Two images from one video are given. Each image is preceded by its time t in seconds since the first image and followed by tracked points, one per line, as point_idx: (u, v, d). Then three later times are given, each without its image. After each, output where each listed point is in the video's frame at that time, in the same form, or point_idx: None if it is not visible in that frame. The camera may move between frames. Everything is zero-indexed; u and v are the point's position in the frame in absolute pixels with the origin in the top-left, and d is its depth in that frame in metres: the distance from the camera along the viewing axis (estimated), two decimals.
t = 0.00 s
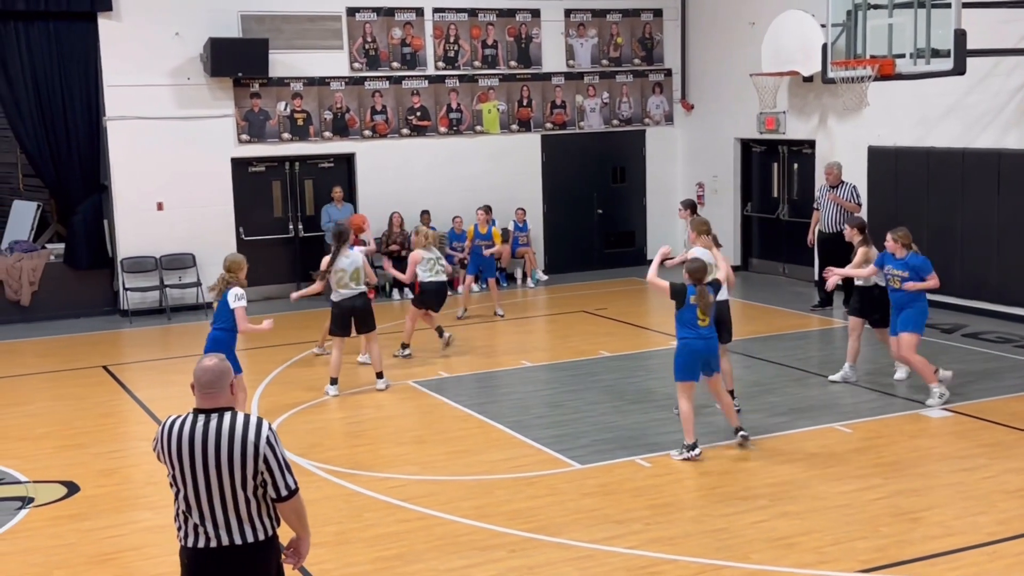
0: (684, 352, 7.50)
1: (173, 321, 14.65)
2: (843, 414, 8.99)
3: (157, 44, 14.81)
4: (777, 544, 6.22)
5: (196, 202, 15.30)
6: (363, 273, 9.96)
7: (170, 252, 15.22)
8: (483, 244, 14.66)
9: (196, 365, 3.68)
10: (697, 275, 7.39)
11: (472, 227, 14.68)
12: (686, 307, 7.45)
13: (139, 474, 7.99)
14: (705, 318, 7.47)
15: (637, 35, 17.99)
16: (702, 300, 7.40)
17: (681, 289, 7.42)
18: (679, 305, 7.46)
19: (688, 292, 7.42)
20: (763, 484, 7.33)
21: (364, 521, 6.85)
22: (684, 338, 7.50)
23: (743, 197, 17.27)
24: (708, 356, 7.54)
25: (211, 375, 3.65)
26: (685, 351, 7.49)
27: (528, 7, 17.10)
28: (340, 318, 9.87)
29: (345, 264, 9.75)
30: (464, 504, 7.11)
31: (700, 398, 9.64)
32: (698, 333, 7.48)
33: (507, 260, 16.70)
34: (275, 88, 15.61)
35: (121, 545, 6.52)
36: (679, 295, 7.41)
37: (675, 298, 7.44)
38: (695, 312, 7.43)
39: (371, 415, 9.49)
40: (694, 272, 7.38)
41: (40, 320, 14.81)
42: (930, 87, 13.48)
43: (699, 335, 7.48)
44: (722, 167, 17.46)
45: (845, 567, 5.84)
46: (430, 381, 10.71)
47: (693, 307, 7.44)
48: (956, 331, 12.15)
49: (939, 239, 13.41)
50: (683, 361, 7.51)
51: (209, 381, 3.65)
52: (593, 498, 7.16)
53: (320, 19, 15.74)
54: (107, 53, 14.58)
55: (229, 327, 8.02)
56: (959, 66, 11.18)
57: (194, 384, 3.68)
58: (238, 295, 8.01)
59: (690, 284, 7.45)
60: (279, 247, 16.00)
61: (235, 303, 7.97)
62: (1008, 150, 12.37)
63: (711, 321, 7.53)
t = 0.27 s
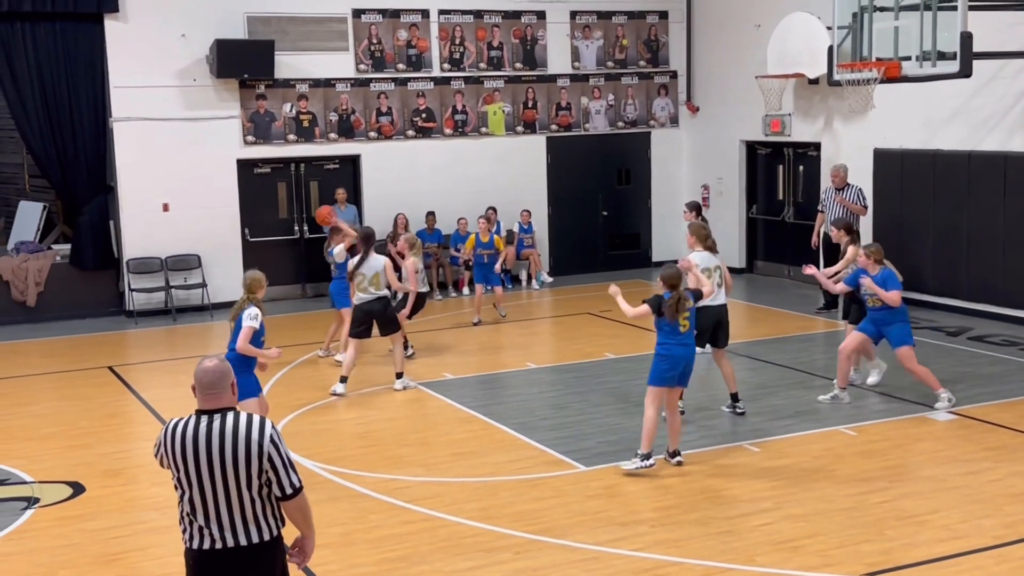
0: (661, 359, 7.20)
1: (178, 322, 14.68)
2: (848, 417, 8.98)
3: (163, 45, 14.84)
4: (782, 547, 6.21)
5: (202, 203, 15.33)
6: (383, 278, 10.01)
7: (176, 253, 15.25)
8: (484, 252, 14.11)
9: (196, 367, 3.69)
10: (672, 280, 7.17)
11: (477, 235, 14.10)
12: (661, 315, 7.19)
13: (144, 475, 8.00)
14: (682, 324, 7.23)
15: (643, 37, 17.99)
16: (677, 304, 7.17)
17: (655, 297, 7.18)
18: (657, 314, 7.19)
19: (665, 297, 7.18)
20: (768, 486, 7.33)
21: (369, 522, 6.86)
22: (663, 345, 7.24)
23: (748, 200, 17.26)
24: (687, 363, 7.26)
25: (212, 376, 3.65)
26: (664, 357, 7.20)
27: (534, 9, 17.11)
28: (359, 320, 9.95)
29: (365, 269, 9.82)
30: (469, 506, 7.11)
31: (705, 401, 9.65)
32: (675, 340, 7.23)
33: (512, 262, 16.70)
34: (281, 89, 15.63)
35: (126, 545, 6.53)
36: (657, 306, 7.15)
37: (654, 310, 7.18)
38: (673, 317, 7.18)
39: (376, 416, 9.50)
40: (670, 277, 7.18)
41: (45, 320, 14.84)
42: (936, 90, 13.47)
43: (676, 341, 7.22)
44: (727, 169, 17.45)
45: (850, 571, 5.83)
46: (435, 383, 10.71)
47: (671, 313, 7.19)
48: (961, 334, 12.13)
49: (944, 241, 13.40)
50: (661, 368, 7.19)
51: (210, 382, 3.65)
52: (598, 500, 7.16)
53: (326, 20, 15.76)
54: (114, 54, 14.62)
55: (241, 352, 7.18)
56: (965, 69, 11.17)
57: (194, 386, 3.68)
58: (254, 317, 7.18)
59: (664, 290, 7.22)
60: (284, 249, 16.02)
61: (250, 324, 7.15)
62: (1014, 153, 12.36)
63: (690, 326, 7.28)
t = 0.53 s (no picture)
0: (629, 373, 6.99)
1: (183, 322, 14.70)
2: (852, 420, 8.97)
3: (168, 46, 14.86)
4: (786, 550, 6.21)
5: (206, 205, 15.35)
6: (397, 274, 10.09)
7: (180, 254, 15.27)
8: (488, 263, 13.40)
9: (192, 368, 3.69)
10: (648, 293, 6.97)
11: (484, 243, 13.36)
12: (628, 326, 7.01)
13: (148, 475, 8.01)
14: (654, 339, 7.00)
15: (647, 39, 17.98)
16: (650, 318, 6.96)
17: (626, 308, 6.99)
18: (627, 324, 7.00)
19: (638, 310, 6.99)
20: (771, 489, 7.32)
21: (372, 523, 6.86)
22: (630, 359, 7.01)
23: (752, 202, 17.25)
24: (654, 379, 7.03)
25: (209, 377, 3.66)
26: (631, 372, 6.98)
27: (538, 11, 17.11)
28: (370, 313, 10.11)
29: (377, 264, 9.94)
30: (472, 508, 7.11)
31: (709, 403, 9.65)
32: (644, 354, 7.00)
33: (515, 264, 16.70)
34: (285, 90, 15.64)
35: (130, 546, 6.54)
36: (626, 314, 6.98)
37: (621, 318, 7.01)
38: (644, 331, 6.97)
39: (379, 417, 9.51)
40: (642, 289, 6.97)
41: (50, 321, 14.86)
42: (939, 93, 13.46)
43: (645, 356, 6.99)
44: (731, 172, 17.45)
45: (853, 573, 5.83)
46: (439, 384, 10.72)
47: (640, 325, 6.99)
48: (965, 337, 12.11)
49: (948, 244, 13.38)
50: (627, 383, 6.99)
51: (208, 383, 3.65)
52: (601, 502, 7.15)
53: (330, 22, 15.77)
54: (118, 55, 14.64)
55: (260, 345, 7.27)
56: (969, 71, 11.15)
57: (192, 387, 3.69)
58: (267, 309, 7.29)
59: (639, 301, 7.03)
60: (288, 250, 16.04)
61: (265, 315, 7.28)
62: (1017, 156, 12.34)
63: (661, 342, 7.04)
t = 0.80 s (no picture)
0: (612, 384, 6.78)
1: (185, 323, 14.71)
2: (854, 422, 8.96)
3: (172, 47, 14.88)
4: (787, 552, 6.20)
5: (210, 205, 15.37)
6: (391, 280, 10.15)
7: (183, 255, 15.29)
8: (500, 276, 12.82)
9: (195, 368, 3.69)
10: (627, 300, 6.74)
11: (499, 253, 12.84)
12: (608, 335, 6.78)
13: (150, 475, 8.02)
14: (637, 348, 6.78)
15: (650, 41, 17.98)
16: (635, 327, 6.71)
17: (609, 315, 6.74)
18: (611, 334, 6.77)
19: (621, 319, 6.74)
20: (773, 491, 7.31)
21: (374, 524, 6.86)
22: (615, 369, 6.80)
23: (755, 204, 17.24)
24: (640, 390, 6.81)
25: (212, 378, 3.66)
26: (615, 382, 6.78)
27: (542, 12, 17.12)
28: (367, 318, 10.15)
29: (370, 269, 10.04)
30: (474, 509, 7.11)
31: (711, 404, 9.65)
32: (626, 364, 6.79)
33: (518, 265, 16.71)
34: (288, 91, 15.65)
35: (132, 546, 6.54)
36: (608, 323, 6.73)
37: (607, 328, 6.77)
38: (628, 340, 6.74)
39: (380, 418, 9.50)
40: (623, 298, 6.74)
41: (53, 321, 14.89)
42: (943, 95, 13.46)
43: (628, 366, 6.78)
44: (734, 173, 17.44)
45: None
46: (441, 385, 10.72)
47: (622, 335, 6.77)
48: (967, 340, 12.10)
49: (951, 247, 13.38)
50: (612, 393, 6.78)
51: (209, 383, 3.65)
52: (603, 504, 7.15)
53: (334, 23, 15.79)
54: (122, 55, 14.65)
55: (270, 376, 6.85)
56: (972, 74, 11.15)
57: (195, 387, 3.69)
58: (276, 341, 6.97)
59: (620, 310, 6.80)
60: (291, 251, 16.05)
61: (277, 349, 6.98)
62: (1020, 159, 12.34)
63: (644, 349, 6.83)
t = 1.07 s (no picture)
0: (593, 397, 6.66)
1: (187, 323, 14.72)
2: (856, 425, 8.96)
3: (174, 48, 14.89)
4: (789, 554, 6.20)
5: (212, 206, 15.38)
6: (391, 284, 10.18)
7: (185, 256, 15.30)
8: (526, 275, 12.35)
9: (201, 368, 3.68)
10: (604, 309, 6.60)
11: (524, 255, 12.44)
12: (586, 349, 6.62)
13: (152, 476, 8.03)
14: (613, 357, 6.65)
15: (652, 43, 17.98)
16: (611, 337, 6.58)
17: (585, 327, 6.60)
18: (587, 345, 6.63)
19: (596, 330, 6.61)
20: (774, 493, 7.31)
21: (375, 526, 6.87)
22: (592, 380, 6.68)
23: (756, 206, 17.24)
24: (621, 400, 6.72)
25: (217, 378, 3.65)
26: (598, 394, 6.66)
27: (544, 14, 17.12)
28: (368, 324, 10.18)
29: (372, 276, 10.03)
30: (475, 510, 7.12)
31: (712, 406, 9.66)
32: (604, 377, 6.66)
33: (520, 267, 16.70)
34: (290, 92, 15.66)
35: (134, 546, 6.55)
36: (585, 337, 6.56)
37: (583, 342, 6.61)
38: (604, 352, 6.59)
39: (382, 420, 9.51)
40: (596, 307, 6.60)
41: (55, 321, 14.90)
42: (945, 97, 13.46)
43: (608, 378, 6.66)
44: (735, 175, 17.44)
45: None
46: (442, 387, 10.73)
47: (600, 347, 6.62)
48: (969, 342, 12.10)
49: (953, 249, 13.37)
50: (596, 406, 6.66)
51: (216, 384, 3.64)
52: (604, 505, 7.15)
53: (336, 24, 15.80)
54: (124, 56, 14.67)
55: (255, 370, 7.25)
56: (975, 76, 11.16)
57: (199, 387, 3.69)
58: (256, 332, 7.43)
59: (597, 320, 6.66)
60: (292, 252, 16.06)
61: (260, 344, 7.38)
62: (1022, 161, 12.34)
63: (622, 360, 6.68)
